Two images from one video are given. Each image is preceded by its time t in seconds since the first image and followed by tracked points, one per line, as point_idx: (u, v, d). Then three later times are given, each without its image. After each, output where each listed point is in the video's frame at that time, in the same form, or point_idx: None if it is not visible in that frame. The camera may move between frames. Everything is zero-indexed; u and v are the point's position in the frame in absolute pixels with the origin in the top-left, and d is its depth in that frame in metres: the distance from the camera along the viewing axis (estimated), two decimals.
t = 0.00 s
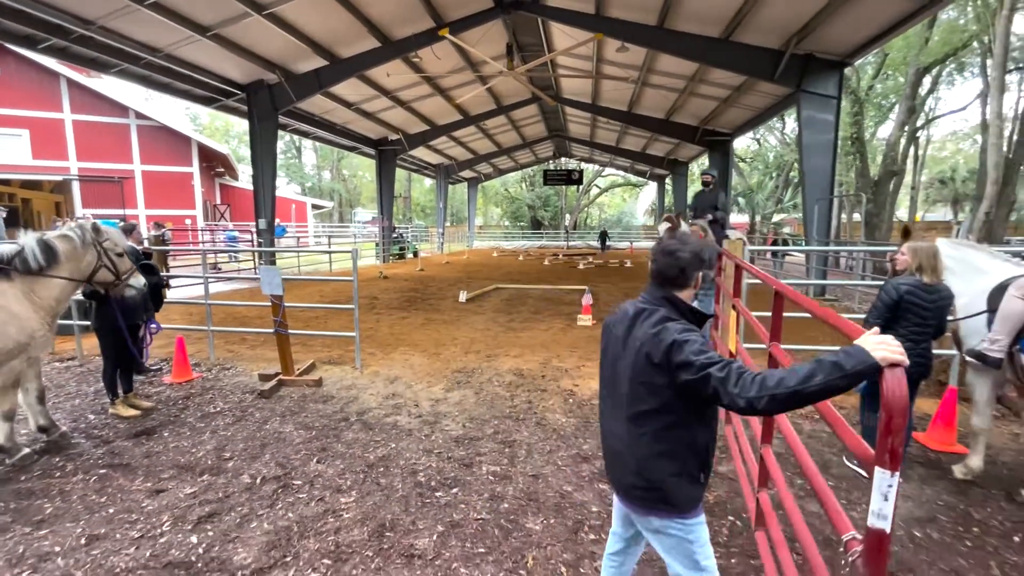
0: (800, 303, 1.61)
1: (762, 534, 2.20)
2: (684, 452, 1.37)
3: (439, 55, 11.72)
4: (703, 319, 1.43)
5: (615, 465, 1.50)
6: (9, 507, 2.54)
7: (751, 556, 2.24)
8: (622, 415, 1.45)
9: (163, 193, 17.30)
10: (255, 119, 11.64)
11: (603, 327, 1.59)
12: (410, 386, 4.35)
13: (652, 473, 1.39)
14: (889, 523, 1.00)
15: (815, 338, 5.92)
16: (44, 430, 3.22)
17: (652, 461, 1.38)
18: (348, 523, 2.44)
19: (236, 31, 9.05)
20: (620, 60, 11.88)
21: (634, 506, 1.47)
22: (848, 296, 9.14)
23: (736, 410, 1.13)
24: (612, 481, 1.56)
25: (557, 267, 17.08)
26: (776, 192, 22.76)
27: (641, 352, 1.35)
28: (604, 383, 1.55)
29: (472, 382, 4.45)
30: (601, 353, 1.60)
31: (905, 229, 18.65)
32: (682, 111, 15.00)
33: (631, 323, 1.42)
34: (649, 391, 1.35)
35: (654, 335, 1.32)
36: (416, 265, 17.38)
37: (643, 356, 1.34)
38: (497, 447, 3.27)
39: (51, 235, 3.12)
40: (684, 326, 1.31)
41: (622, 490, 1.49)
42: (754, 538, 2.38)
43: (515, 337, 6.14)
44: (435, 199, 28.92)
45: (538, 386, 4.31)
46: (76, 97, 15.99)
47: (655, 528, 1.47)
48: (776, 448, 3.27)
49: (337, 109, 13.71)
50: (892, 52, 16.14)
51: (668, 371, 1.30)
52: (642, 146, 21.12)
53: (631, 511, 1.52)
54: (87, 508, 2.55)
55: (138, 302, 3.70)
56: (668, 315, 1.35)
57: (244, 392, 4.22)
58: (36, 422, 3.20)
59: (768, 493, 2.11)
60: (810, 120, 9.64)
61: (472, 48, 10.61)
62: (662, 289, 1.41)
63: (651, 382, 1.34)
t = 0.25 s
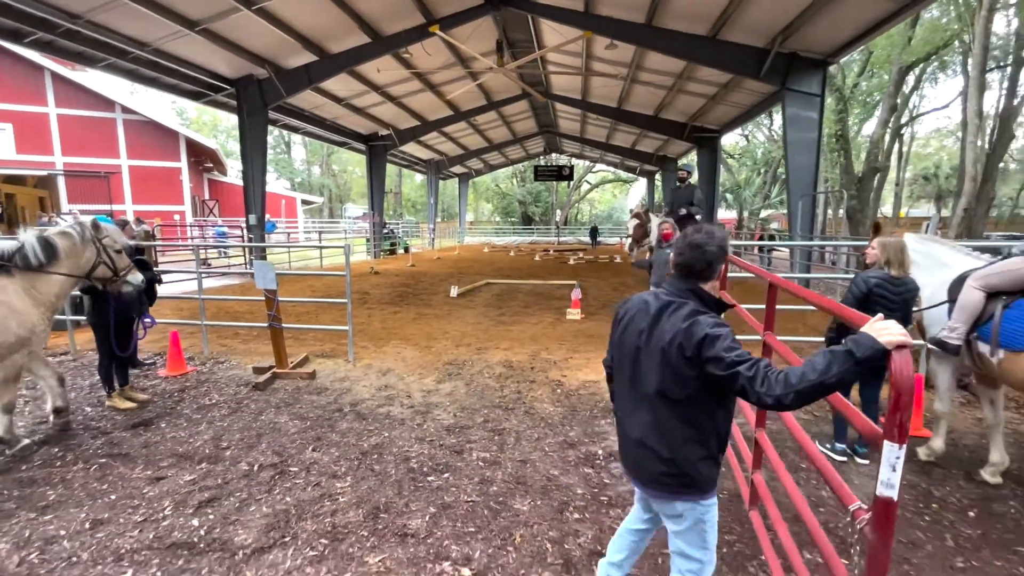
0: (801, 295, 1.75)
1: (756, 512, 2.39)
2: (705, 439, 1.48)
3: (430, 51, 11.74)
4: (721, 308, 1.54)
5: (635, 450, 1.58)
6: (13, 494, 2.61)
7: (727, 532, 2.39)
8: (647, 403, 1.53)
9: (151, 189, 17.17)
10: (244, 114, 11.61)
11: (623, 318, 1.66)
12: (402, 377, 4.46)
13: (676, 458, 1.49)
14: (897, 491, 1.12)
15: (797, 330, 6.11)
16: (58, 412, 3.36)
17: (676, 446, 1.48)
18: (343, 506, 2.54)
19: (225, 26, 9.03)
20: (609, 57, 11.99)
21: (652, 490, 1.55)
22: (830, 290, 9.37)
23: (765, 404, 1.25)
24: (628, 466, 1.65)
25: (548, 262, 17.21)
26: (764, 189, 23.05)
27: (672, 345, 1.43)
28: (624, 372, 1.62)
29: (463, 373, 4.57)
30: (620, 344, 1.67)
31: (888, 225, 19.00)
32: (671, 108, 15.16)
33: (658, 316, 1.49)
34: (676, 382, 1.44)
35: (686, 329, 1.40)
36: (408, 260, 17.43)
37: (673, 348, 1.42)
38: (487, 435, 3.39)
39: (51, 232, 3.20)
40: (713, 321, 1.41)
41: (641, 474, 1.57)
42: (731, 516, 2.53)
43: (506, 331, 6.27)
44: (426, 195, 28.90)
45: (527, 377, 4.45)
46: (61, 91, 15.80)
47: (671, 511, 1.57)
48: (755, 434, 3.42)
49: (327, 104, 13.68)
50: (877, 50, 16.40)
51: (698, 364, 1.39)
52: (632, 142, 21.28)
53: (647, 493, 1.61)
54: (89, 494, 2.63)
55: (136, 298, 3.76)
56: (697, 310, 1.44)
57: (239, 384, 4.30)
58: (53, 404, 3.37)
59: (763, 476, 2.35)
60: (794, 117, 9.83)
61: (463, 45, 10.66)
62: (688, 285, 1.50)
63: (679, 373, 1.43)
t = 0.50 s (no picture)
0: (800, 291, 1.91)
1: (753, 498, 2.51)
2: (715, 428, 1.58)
3: (423, 48, 11.75)
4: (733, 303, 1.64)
5: (646, 440, 1.64)
6: (19, 487, 2.68)
7: (712, 516, 2.50)
8: (662, 396, 1.59)
9: (143, 184, 17.07)
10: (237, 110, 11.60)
11: (636, 313, 1.70)
12: (398, 372, 4.55)
13: (686, 447, 1.57)
14: (895, 472, 1.32)
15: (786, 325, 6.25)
16: (56, 413, 3.29)
17: (689, 435, 1.56)
18: (344, 494, 2.63)
19: (218, 22, 9.02)
20: (602, 54, 12.06)
21: (662, 477, 1.62)
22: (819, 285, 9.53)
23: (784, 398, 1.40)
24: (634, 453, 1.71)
25: (542, 258, 17.30)
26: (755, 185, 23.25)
27: (692, 340, 1.49)
28: (638, 365, 1.67)
29: (458, 368, 4.66)
30: (632, 338, 1.71)
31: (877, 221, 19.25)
32: (663, 104, 15.24)
33: (680, 312, 1.53)
34: (694, 376, 1.51)
35: (707, 326, 1.47)
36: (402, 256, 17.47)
37: (695, 344, 1.48)
38: (482, 426, 3.49)
39: (56, 230, 3.26)
40: (734, 318, 1.48)
41: (650, 463, 1.64)
42: (717, 501, 2.64)
43: (500, 326, 6.37)
44: (419, 191, 28.87)
45: (521, 371, 4.55)
46: (50, 86, 15.65)
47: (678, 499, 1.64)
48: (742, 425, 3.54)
49: (320, 100, 13.64)
50: (867, 48, 16.55)
51: (717, 359, 1.47)
52: (625, 138, 21.37)
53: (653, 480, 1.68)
54: (94, 486, 2.70)
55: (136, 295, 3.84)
56: (718, 307, 1.51)
57: (238, 379, 4.38)
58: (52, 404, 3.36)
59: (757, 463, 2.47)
60: (785, 115, 9.96)
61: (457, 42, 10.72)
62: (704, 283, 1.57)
63: (698, 368, 1.50)
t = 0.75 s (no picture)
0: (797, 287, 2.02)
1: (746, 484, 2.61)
2: (729, 413, 1.71)
3: (418, 43, 11.75)
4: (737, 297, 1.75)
5: (669, 430, 1.71)
6: (29, 477, 2.76)
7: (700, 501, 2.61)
8: (686, 387, 1.67)
9: (136, 179, 16.98)
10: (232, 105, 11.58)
11: (652, 311, 1.76)
12: (397, 365, 4.64)
13: (707, 433, 1.68)
14: (886, 454, 1.42)
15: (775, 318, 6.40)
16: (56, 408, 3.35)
17: (712, 421, 1.68)
18: (346, 483, 2.73)
19: (212, 17, 9.00)
20: (597, 50, 12.11)
21: (685, 463, 1.70)
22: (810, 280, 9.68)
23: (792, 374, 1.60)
24: (652, 443, 1.79)
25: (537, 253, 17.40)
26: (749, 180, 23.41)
27: (717, 332, 1.61)
28: (657, 360, 1.73)
29: (455, 361, 4.76)
30: (648, 335, 1.77)
31: (869, 216, 19.45)
32: (657, 100, 15.32)
33: (702, 303, 1.66)
34: (717, 365, 1.64)
35: (730, 318, 1.61)
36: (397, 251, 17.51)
37: (721, 336, 1.61)
38: (479, 418, 3.59)
39: (65, 226, 3.35)
40: (750, 310, 1.64)
41: (673, 452, 1.72)
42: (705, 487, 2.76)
43: (496, 321, 6.46)
44: (414, 186, 28.84)
45: (517, 364, 4.65)
46: (41, 80, 15.51)
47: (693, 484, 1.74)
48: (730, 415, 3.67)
49: (314, 95, 13.61)
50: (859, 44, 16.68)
51: (740, 347, 1.61)
52: (620, 133, 21.44)
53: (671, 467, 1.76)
54: (102, 476, 2.78)
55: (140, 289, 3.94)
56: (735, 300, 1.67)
57: (239, 373, 4.45)
58: (39, 410, 3.31)
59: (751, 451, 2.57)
60: (777, 111, 10.07)
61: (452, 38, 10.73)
62: (716, 280, 1.68)
63: (722, 358, 1.63)
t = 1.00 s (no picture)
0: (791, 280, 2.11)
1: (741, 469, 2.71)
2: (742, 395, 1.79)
3: (415, 38, 11.75)
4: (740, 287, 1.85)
5: (693, 417, 1.74)
6: (40, 466, 2.83)
7: (691, 486, 2.71)
8: (708, 374, 1.72)
9: (132, 174, 16.93)
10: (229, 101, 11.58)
11: (667, 303, 1.80)
12: (396, 359, 4.71)
13: (728, 415, 1.74)
14: (874, 436, 1.51)
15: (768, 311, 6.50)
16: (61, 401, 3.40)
17: (733, 404, 1.75)
18: (350, 471, 2.81)
19: (209, 12, 8.99)
20: (593, 46, 12.14)
21: (711, 446, 1.74)
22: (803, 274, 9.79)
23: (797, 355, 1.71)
24: (673, 430, 1.80)
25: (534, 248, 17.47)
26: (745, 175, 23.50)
27: (736, 318, 1.69)
28: (675, 351, 1.77)
29: (454, 354, 4.85)
30: (665, 327, 1.81)
31: (863, 212, 19.59)
32: (653, 95, 15.37)
33: (718, 291, 1.73)
34: (735, 350, 1.72)
35: (745, 305, 1.70)
36: (395, 247, 17.54)
37: (740, 320, 1.69)
38: (478, 408, 3.68)
39: (73, 219, 3.43)
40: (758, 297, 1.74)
41: (698, 437, 1.74)
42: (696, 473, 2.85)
43: (494, 315, 6.55)
44: (411, 181, 28.83)
45: (514, 357, 4.74)
46: (35, 74, 15.43)
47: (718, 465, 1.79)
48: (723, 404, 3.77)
49: (311, 90, 13.58)
50: (854, 40, 16.74)
51: (754, 330, 1.70)
52: (617, 129, 21.47)
53: (694, 452, 1.80)
54: (112, 465, 2.86)
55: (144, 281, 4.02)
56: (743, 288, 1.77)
57: (241, 366, 4.53)
58: (47, 404, 3.36)
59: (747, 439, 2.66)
60: (772, 107, 10.14)
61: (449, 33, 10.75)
62: (724, 271, 1.77)
63: (740, 343, 1.71)
